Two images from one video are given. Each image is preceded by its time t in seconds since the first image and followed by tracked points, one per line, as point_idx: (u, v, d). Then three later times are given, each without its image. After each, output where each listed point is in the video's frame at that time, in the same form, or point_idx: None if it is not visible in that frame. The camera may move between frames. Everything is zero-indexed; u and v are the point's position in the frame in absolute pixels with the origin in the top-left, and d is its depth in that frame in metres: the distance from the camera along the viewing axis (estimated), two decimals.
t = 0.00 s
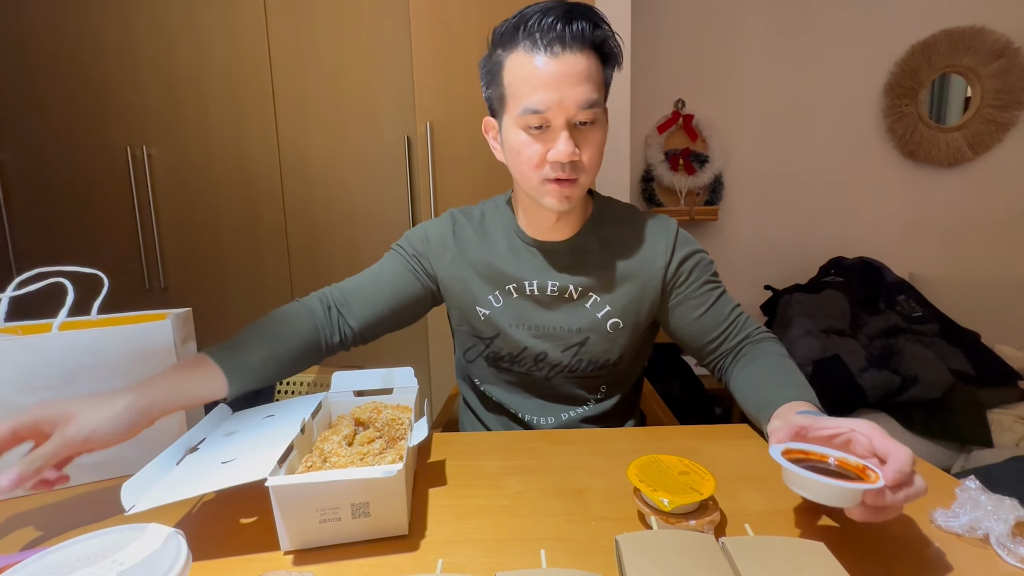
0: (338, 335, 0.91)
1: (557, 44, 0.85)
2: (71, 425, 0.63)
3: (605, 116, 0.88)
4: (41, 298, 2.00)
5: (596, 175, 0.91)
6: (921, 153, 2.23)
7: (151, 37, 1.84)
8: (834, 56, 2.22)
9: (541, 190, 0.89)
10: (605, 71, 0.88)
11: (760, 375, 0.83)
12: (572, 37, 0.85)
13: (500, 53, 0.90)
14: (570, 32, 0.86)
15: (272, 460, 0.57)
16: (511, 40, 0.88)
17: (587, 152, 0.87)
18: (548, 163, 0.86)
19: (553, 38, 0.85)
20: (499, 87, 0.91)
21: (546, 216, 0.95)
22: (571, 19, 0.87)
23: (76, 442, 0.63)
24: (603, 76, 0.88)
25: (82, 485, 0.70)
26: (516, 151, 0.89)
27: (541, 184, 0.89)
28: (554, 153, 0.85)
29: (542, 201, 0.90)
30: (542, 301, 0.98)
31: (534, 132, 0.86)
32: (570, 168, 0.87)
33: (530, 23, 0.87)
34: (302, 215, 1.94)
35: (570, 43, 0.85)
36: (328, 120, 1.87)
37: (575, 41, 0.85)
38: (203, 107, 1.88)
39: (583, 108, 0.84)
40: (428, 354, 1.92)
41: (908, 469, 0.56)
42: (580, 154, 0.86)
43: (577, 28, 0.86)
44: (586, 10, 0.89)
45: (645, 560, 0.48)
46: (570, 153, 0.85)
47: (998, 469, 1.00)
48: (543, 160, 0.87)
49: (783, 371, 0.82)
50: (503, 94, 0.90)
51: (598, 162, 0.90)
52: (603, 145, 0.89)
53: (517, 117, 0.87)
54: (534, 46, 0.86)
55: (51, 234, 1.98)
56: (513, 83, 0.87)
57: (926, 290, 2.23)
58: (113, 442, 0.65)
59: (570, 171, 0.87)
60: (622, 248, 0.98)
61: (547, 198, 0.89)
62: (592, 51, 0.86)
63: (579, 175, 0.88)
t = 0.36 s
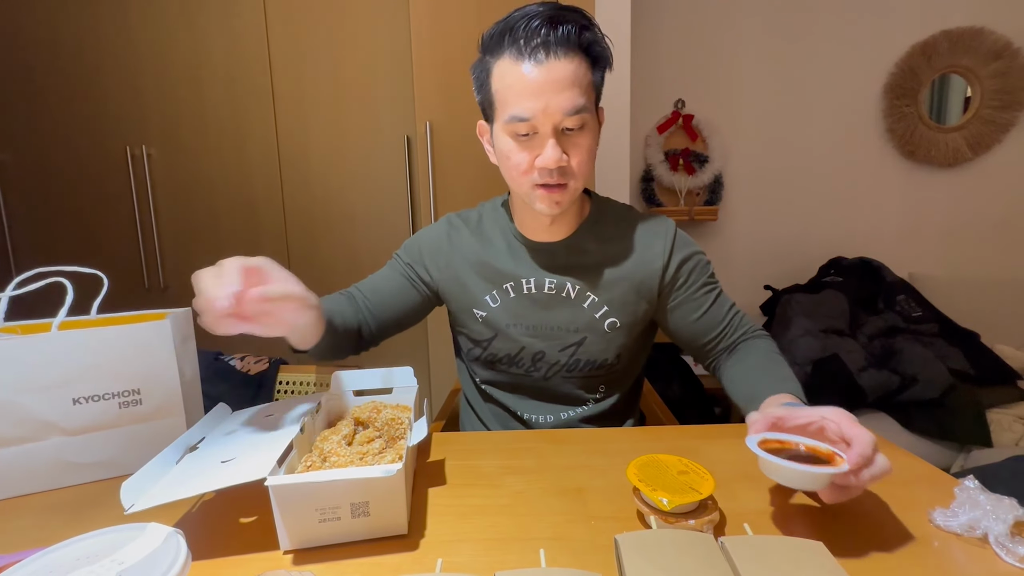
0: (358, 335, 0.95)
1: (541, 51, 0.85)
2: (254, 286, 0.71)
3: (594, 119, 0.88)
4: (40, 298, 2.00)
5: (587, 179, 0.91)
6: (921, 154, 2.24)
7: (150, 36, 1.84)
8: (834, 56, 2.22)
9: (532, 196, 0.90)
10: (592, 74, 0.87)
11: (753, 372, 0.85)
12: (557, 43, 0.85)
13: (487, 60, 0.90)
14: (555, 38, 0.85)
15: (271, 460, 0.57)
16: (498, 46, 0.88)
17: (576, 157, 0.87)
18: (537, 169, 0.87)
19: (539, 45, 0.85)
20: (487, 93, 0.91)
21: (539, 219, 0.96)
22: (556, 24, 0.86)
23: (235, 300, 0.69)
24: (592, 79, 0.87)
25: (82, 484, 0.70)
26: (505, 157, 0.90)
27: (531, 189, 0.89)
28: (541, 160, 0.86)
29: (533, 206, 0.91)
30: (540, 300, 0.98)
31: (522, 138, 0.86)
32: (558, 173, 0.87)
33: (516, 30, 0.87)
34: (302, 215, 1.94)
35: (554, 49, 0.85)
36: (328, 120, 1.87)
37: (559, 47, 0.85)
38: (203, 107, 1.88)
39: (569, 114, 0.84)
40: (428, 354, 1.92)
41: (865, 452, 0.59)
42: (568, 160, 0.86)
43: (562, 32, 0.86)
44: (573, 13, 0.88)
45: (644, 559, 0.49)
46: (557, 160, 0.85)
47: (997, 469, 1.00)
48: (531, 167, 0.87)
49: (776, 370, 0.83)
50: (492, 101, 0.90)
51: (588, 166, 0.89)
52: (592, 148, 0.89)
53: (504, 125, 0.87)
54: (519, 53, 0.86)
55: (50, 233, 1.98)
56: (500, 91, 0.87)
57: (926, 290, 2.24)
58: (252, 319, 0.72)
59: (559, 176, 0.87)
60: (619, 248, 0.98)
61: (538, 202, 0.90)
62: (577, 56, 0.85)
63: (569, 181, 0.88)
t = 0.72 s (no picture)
0: (370, 335, 0.96)
1: (522, 59, 0.85)
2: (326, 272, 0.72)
3: (578, 124, 0.87)
4: (40, 297, 2.00)
5: (573, 182, 0.91)
6: (920, 154, 2.24)
7: (149, 35, 1.83)
8: (833, 56, 2.22)
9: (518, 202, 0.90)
10: (575, 80, 0.87)
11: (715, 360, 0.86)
12: (537, 51, 0.85)
13: (471, 70, 0.91)
14: (535, 46, 0.85)
15: (271, 459, 0.57)
16: (481, 56, 0.89)
17: (559, 163, 0.87)
18: (520, 176, 0.87)
19: (519, 53, 0.85)
20: (473, 101, 0.91)
21: (530, 222, 0.96)
22: (536, 32, 0.86)
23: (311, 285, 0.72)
24: (574, 84, 0.87)
25: (80, 484, 0.70)
26: (492, 164, 0.90)
27: (517, 195, 0.90)
28: (524, 167, 0.86)
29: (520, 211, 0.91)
30: (537, 300, 0.98)
31: (505, 146, 0.86)
32: (542, 179, 0.87)
33: (497, 39, 0.87)
34: (302, 215, 1.94)
35: (534, 57, 0.84)
36: (328, 120, 1.87)
37: (539, 54, 0.85)
38: (202, 106, 1.88)
39: (550, 121, 0.83)
40: (428, 354, 1.92)
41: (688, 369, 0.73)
42: (551, 165, 0.86)
43: (542, 41, 0.86)
44: (554, 21, 0.88)
45: (644, 559, 0.49)
46: (540, 166, 0.85)
47: (997, 469, 1.00)
48: (515, 174, 0.87)
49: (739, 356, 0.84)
50: (477, 109, 0.91)
51: (573, 170, 0.89)
52: (577, 153, 0.88)
53: (489, 132, 0.87)
54: (500, 61, 0.85)
55: (50, 233, 1.98)
56: (483, 100, 0.87)
57: (926, 290, 2.23)
58: (323, 298, 0.75)
59: (543, 182, 0.87)
60: (609, 246, 0.98)
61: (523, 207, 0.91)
62: (558, 62, 0.85)
63: (553, 185, 0.88)
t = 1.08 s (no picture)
0: (369, 343, 1.01)
1: (495, 58, 0.85)
2: (294, 304, 0.79)
3: (553, 120, 0.88)
4: (40, 297, 2.00)
5: (551, 178, 0.91)
6: (920, 153, 2.24)
7: (149, 35, 1.83)
8: (834, 56, 2.22)
9: (498, 199, 0.90)
10: (548, 78, 0.87)
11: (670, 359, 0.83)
12: (510, 50, 0.85)
13: (444, 71, 0.90)
14: (508, 45, 0.85)
15: (270, 459, 0.57)
16: (454, 56, 0.88)
17: (537, 158, 0.87)
18: (500, 172, 0.87)
19: (492, 52, 0.85)
20: (448, 102, 0.91)
21: (508, 220, 0.96)
22: (508, 32, 0.86)
23: (279, 316, 0.78)
24: (548, 82, 0.87)
25: (81, 484, 0.70)
26: (470, 163, 0.90)
27: (496, 192, 0.90)
28: (504, 162, 0.86)
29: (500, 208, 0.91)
30: (513, 300, 0.98)
31: (483, 143, 0.86)
32: (522, 175, 0.87)
33: (469, 40, 0.87)
34: (302, 215, 1.94)
35: (508, 55, 0.84)
36: (328, 120, 1.87)
37: (512, 53, 0.85)
38: (201, 106, 1.88)
39: (527, 116, 0.84)
40: (428, 354, 1.92)
41: (613, 381, 0.71)
42: (529, 160, 0.86)
43: (514, 39, 0.86)
44: (524, 21, 0.89)
45: (644, 559, 0.49)
46: (519, 161, 0.85)
47: (996, 468, 1.00)
48: (494, 171, 0.87)
49: (692, 360, 0.82)
50: (452, 109, 0.90)
51: (549, 165, 0.90)
52: (553, 148, 0.89)
53: (466, 131, 0.87)
54: (474, 61, 0.85)
55: (50, 233, 1.98)
56: (458, 99, 0.87)
57: (926, 290, 2.24)
58: (288, 332, 0.80)
59: (522, 177, 0.87)
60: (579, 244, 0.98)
61: (503, 204, 0.90)
62: (532, 60, 0.85)
63: (532, 181, 0.88)
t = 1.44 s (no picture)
0: (371, 343, 1.02)
1: (517, 50, 0.85)
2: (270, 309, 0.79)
3: (569, 116, 0.89)
4: (40, 297, 2.00)
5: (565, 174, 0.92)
6: (920, 153, 2.24)
7: (150, 36, 1.83)
8: (834, 56, 2.22)
9: (513, 193, 0.90)
10: (565, 74, 0.88)
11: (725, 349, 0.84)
12: (532, 43, 0.85)
13: (461, 63, 0.90)
14: (530, 38, 0.85)
15: (269, 459, 0.57)
16: (472, 48, 0.88)
17: (555, 152, 0.87)
18: (519, 166, 0.87)
19: (514, 45, 0.85)
20: (464, 96, 0.91)
21: (519, 216, 0.96)
22: (529, 25, 0.86)
23: (254, 322, 0.78)
24: (565, 78, 0.88)
25: (81, 484, 0.70)
26: (486, 156, 0.89)
27: (512, 187, 0.89)
28: (523, 156, 0.85)
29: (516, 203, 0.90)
30: (522, 297, 0.98)
31: (502, 137, 0.86)
32: (540, 169, 0.87)
33: (489, 32, 0.87)
34: (301, 215, 1.94)
35: (530, 48, 0.85)
36: (328, 120, 1.87)
37: (534, 46, 0.85)
38: (202, 106, 1.88)
39: (548, 110, 0.84)
40: (428, 354, 1.91)
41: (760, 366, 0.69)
42: (549, 155, 0.86)
43: (536, 33, 0.86)
44: (543, 16, 0.89)
45: (644, 558, 0.49)
46: (539, 155, 0.85)
47: (996, 468, 1.00)
48: (513, 164, 0.87)
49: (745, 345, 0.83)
50: (469, 102, 0.90)
51: (565, 161, 0.90)
52: (569, 144, 0.90)
53: (485, 124, 0.87)
54: (495, 54, 0.85)
55: (50, 233, 1.98)
56: (477, 91, 0.87)
57: (926, 290, 2.24)
58: (266, 338, 0.80)
59: (541, 172, 0.87)
60: (590, 242, 0.98)
61: (519, 199, 0.90)
62: (552, 56, 0.86)
63: (550, 176, 0.88)
